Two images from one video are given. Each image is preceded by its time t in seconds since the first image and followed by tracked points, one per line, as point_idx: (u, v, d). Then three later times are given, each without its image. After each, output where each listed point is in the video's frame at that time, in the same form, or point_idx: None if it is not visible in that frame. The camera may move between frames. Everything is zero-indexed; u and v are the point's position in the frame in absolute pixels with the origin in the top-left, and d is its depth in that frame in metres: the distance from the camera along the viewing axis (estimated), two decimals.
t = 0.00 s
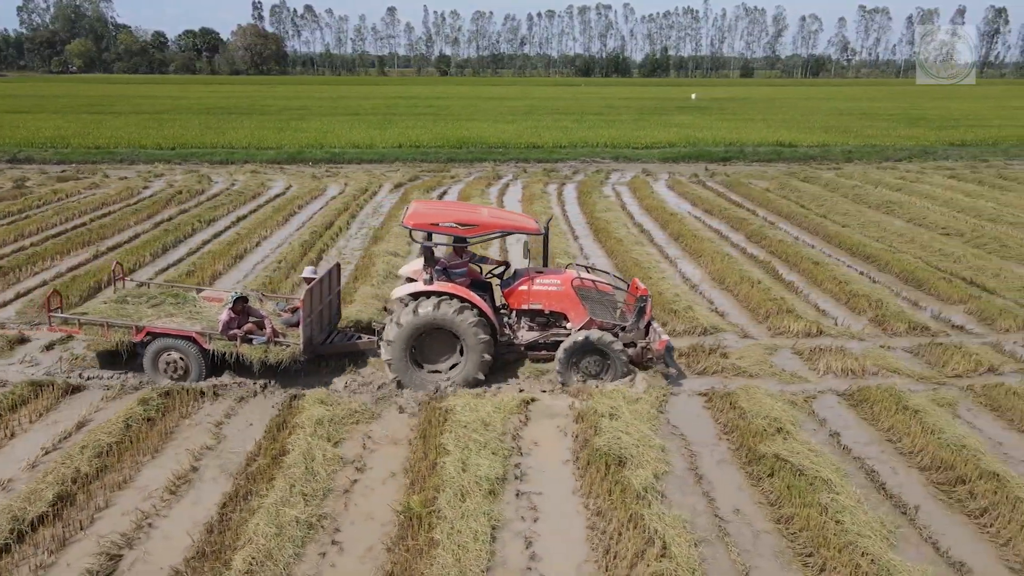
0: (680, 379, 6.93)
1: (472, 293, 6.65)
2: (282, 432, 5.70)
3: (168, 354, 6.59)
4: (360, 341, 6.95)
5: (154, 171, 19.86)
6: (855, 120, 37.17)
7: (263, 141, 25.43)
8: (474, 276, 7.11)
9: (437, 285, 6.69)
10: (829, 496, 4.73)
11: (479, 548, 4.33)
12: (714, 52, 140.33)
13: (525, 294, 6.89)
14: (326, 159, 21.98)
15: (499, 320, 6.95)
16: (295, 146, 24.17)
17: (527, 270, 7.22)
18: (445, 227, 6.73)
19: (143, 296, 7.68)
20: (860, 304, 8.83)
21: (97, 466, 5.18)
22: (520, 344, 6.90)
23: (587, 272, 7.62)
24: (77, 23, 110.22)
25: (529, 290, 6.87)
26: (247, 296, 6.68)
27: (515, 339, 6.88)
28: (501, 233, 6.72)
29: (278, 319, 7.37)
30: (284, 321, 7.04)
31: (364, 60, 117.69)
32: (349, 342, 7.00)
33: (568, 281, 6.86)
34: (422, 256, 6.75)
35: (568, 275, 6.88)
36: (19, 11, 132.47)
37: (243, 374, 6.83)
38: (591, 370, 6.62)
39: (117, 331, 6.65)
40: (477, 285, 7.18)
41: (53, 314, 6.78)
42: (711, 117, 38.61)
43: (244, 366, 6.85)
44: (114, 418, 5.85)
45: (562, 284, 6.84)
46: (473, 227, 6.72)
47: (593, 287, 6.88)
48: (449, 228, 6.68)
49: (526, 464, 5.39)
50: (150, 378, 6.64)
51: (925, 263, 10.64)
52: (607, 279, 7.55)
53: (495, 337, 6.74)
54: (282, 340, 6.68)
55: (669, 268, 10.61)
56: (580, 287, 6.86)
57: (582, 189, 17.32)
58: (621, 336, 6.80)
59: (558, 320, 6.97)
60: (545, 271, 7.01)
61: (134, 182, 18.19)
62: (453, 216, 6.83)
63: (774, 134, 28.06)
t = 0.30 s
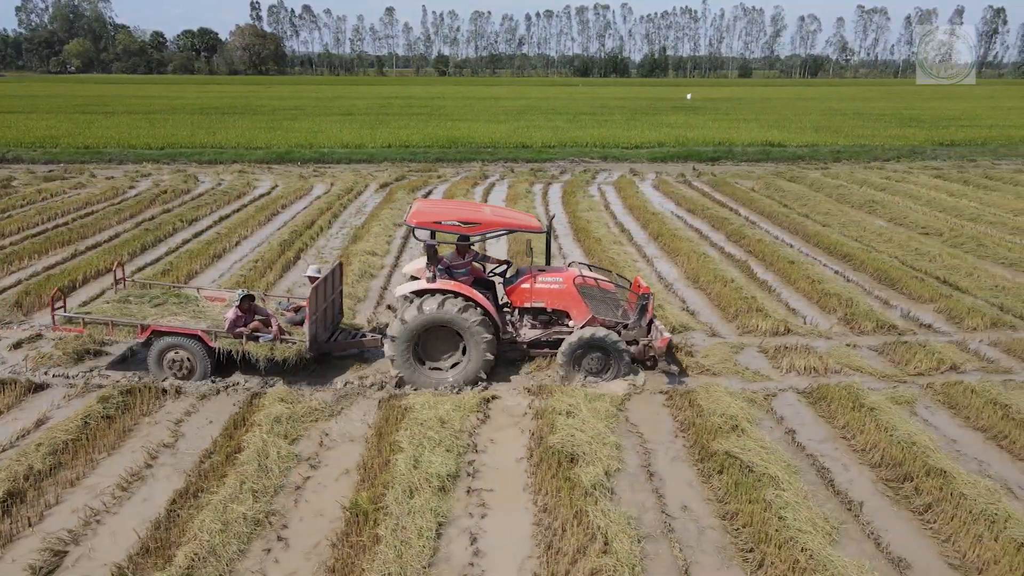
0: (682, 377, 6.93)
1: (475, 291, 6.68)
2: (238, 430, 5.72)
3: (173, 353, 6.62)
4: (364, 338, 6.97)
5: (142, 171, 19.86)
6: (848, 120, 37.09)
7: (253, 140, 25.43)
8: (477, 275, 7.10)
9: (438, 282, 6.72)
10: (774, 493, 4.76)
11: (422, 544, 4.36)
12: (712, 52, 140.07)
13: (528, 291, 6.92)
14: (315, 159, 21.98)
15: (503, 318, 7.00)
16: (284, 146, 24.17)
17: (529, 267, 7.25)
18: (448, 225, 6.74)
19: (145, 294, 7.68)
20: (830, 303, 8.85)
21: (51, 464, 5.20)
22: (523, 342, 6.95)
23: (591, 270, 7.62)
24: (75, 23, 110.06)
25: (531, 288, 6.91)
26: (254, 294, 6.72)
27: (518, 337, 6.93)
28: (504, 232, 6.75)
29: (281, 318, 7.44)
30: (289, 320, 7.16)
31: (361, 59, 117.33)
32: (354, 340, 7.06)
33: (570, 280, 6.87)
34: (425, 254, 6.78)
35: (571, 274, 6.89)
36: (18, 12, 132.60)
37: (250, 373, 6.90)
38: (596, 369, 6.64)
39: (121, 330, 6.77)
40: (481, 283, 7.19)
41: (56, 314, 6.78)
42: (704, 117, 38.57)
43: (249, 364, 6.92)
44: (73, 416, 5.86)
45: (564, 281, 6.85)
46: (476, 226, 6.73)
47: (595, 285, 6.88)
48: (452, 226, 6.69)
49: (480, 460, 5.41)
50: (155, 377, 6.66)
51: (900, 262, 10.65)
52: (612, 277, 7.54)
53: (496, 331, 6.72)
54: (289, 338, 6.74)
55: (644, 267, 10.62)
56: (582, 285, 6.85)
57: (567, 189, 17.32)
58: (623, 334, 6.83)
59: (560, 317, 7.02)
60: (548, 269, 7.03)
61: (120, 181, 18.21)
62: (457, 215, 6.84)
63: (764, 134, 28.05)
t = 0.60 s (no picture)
0: (689, 376, 6.93)
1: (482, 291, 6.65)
2: (199, 429, 5.71)
3: (181, 354, 6.58)
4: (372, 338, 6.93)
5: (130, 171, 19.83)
6: (842, 119, 36.94)
7: (244, 140, 25.37)
8: (484, 274, 7.17)
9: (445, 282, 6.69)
10: (725, 491, 4.77)
11: (371, 543, 4.35)
12: (711, 52, 139.75)
13: (535, 291, 6.91)
14: (304, 159, 21.93)
15: (510, 317, 7.01)
16: (273, 146, 24.10)
17: (535, 266, 7.23)
18: (454, 225, 6.75)
19: (150, 296, 7.72)
20: (804, 303, 8.83)
21: (7, 463, 5.20)
22: (531, 341, 6.95)
23: (596, 269, 7.60)
24: (74, 24, 110.05)
25: (538, 287, 6.89)
26: (262, 294, 6.69)
27: (524, 336, 6.93)
28: (510, 231, 6.75)
29: (289, 318, 7.41)
30: (296, 320, 7.13)
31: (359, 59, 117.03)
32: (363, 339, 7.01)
33: (577, 279, 6.86)
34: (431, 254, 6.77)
35: (577, 272, 6.88)
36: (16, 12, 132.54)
37: (259, 374, 6.84)
38: (602, 368, 6.66)
39: (129, 332, 6.69)
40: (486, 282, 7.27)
41: (63, 316, 6.76)
42: (697, 117, 38.48)
43: (258, 364, 6.88)
44: (34, 416, 5.85)
45: (571, 281, 6.85)
46: (482, 226, 6.74)
47: (602, 285, 6.88)
48: (458, 226, 6.71)
49: (438, 459, 5.41)
50: (163, 379, 6.62)
51: (878, 262, 10.62)
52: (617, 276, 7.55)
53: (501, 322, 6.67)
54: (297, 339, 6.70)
55: (622, 267, 10.60)
56: (588, 284, 6.85)
57: (553, 190, 17.30)
58: (630, 333, 6.85)
59: (567, 316, 7.04)
60: (554, 268, 7.01)
61: (107, 181, 18.18)
62: (463, 215, 6.86)
63: (756, 133, 27.99)
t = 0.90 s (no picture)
0: (699, 377, 6.87)
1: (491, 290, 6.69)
2: (162, 428, 5.69)
3: (191, 352, 6.58)
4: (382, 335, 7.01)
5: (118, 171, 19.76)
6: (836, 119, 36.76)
7: (235, 140, 25.28)
8: (493, 274, 7.11)
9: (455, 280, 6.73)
10: (682, 490, 4.75)
11: (322, 543, 4.33)
12: (709, 52, 139.41)
13: (544, 290, 6.90)
14: (294, 159, 21.86)
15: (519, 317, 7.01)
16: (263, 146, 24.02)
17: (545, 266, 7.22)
18: (464, 224, 6.74)
19: (156, 295, 7.62)
20: (781, 303, 8.80)
21: None
22: (539, 340, 6.95)
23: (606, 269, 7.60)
24: (73, 24, 109.93)
25: (547, 287, 6.89)
26: (273, 293, 6.73)
27: (532, 336, 6.92)
28: (519, 229, 6.74)
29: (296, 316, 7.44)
30: (305, 318, 7.17)
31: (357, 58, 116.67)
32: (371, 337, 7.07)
33: (586, 279, 6.85)
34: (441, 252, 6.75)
35: (586, 272, 6.87)
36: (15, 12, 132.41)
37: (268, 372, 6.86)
38: (612, 368, 6.67)
39: (137, 330, 6.63)
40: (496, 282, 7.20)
41: (69, 315, 6.68)
42: (692, 117, 38.34)
43: (268, 363, 6.90)
44: None
45: (580, 281, 6.83)
46: (492, 224, 6.71)
47: (611, 285, 6.86)
48: (468, 225, 6.68)
49: (399, 459, 5.39)
50: (172, 377, 6.62)
51: (859, 262, 10.58)
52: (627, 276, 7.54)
53: (513, 332, 6.75)
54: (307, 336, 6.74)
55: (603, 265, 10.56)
56: (597, 284, 6.83)
57: (540, 189, 17.25)
58: (639, 334, 6.81)
59: (576, 316, 7.03)
60: (564, 267, 6.99)
61: (93, 181, 18.11)
62: (472, 214, 6.85)
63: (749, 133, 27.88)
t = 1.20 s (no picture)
0: (707, 377, 6.86)
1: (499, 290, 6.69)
2: (125, 429, 5.67)
3: (200, 352, 6.57)
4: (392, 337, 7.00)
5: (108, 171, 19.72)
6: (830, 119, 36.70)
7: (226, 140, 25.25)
8: (501, 274, 7.10)
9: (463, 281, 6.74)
10: (639, 492, 4.75)
11: (275, 545, 4.31)
12: (708, 53, 139.22)
13: (553, 291, 6.89)
14: (284, 159, 21.84)
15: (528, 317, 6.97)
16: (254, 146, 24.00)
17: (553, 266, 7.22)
18: (472, 225, 6.72)
19: (163, 295, 7.57)
20: (758, 303, 8.79)
21: None
22: (548, 342, 6.89)
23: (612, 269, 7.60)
24: (72, 24, 109.76)
25: (556, 287, 6.88)
26: (284, 294, 6.68)
27: (541, 336, 6.87)
28: (527, 230, 6.72)
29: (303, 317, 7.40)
30: (313, 318, 7.15)
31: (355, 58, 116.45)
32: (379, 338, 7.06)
33: (595, 279, 6.86)
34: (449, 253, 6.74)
35: (595, 272, 6.89)
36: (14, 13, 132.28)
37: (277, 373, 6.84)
38: (622, 369, 6.64)
39: (147, 331, 6.61)
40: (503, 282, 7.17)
41: (77, 314, 6.66)
42: (685, 117, 38.32)
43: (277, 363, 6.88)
44: None
45: (588, 281, 6.84)
46: (501, 225, 6.71)
47: (620, 285, 6.87)
48: (476, 226, 6.67)
49: (362, 460, 5.37)
50: (181, 378, 6.61)
51: (839, 262, 10.57)
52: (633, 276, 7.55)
53: (521, 332, 6.74)
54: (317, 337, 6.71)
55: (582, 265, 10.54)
56: (606, 284, 6.85)
57: (528, 190, 17.24)
58: (648, 333, 6.82)
59: (584, 317, 6.99)
60: (572, 268, 7.01)
61: (81, 181, 18.08)
62: (480, 215, 6.83)
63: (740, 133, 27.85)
